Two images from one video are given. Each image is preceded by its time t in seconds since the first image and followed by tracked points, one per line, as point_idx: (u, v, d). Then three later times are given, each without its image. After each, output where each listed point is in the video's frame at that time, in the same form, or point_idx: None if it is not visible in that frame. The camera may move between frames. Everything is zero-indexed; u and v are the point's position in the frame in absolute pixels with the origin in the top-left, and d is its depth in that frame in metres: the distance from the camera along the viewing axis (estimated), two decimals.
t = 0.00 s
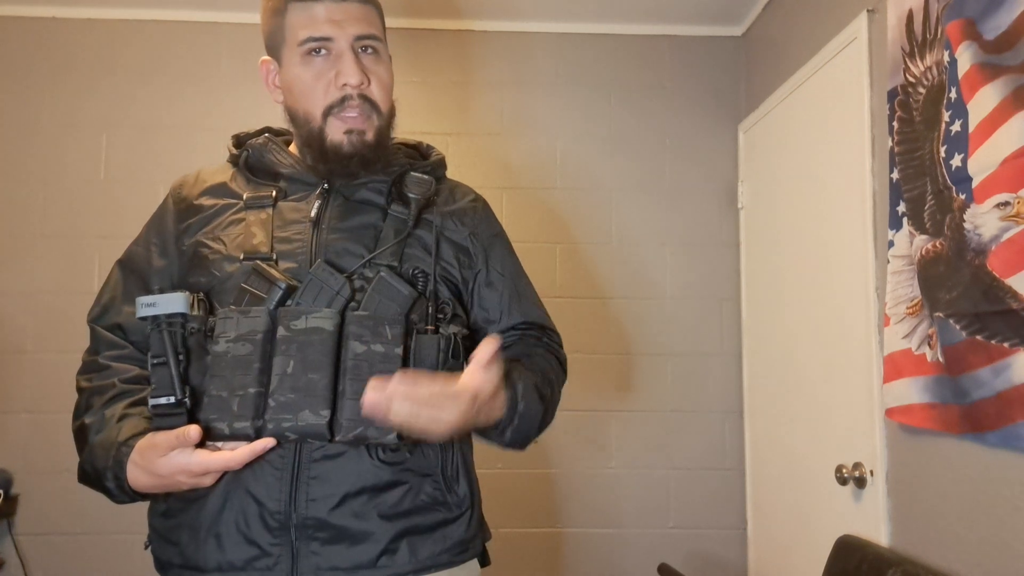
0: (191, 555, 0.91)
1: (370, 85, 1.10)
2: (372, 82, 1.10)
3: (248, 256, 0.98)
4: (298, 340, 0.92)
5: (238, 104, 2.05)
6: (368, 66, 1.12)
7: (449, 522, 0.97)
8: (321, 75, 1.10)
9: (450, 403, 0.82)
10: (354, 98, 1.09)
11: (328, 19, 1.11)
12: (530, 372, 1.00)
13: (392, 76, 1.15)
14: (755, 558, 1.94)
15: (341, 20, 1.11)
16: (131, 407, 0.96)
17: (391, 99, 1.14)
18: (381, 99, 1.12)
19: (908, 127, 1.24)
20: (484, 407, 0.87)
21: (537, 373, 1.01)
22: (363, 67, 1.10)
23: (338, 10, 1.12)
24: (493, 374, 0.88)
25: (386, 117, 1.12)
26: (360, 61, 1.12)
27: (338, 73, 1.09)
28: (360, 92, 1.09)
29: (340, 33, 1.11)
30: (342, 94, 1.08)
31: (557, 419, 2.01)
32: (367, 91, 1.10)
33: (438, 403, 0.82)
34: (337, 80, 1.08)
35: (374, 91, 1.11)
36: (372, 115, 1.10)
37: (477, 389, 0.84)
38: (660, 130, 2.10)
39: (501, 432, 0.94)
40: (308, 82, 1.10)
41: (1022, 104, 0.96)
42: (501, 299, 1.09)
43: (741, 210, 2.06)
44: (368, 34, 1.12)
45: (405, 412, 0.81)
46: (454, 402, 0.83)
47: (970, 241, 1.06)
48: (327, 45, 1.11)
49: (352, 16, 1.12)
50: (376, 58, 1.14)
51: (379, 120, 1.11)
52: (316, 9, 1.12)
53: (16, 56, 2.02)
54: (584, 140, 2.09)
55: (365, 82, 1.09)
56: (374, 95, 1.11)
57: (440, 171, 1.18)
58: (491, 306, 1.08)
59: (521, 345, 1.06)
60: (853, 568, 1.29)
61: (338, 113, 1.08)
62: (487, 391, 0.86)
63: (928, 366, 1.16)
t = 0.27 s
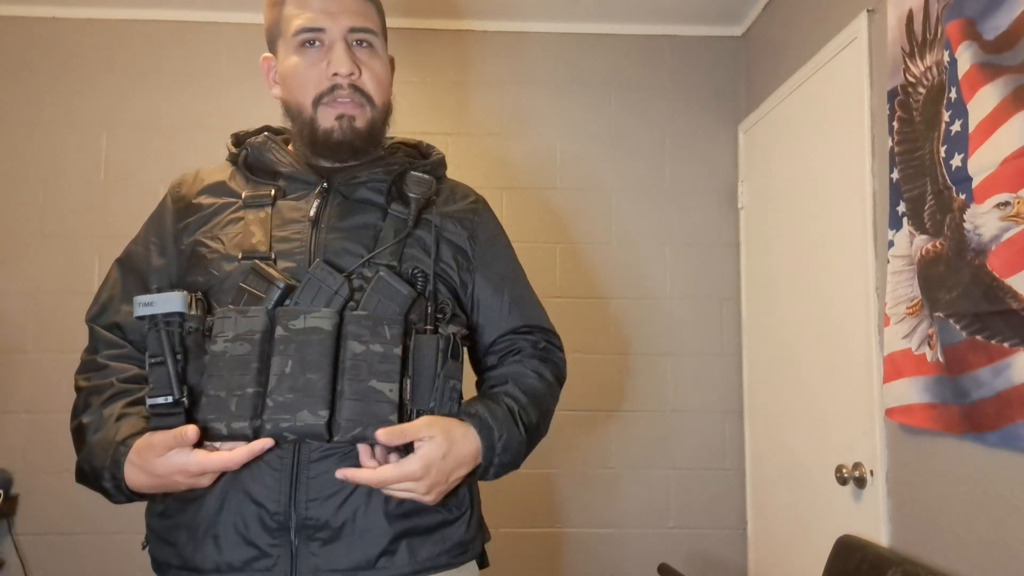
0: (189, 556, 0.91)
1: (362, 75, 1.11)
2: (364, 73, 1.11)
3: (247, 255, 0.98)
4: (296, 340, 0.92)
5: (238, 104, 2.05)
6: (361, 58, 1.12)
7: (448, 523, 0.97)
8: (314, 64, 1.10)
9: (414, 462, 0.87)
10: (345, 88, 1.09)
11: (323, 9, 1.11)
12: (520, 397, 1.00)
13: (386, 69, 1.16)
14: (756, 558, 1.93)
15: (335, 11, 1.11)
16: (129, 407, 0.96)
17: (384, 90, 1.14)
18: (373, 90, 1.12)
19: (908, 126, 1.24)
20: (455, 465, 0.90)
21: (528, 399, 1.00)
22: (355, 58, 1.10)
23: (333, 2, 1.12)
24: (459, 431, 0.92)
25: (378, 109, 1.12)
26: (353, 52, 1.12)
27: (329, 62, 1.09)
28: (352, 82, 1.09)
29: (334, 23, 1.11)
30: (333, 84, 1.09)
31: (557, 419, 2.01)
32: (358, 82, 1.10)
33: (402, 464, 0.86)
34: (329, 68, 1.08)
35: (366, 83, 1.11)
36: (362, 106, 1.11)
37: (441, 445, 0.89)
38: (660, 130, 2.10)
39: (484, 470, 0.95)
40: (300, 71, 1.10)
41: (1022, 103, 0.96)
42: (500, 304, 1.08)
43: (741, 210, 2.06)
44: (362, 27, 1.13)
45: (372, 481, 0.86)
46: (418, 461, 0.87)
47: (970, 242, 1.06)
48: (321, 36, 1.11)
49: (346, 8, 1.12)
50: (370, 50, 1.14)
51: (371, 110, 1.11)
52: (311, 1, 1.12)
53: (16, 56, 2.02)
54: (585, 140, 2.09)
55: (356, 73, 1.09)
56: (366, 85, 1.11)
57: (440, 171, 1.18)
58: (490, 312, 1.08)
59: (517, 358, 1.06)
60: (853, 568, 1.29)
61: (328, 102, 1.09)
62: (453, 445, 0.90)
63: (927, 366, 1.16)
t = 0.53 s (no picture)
0: (191, 555, 0.91)
1: (362, 75, 1.11)
2: (364, 73, 1.11)
3: (248, 255, 0.98)
4: (299, 339, 0.92)
5: (237, 104, 2.05)
6: (362, 58, 1.12)
7: (451, 523, 0.97)
8: (315, 63, 1.10)
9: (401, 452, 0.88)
10: (344, 87, 1.09)
11: (325, 9, 1.11)
12: (521, 400, 1.00)
13: (387, 70, 1.16)
14: (755, 558, 1.94)
15: (338, 10, 1.11)
16: (130, 405, 0.96)
17: (384, 91, 1.15)
18: (373, 90, 1.12)
19: (908, 127, 1.24)
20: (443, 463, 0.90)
21: (528, 401, 1.00)
22: (356, 58, 1.11)
23: (336, 1, 1.12)
24: (455, 429, 0.92)
25: (377, 109, 1.13)
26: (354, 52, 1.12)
27: (330, 61, 1.09)
28: (352, 81, 1.10)
29: (336, 23, 1.11)
30: (332, 83, 1.09)
31: (557, 419, 2.01)
32: (358, 82, 1.10)
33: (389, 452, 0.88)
34: (329, 67, 1.08)
35: (366, 83, 1.11)
36: (362, 106, 1.11)
37: (431, 440, 0.89)
38: (660, 130, 2.10)
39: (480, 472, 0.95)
40: (301, 70, 1.10)
41: (1022, 104, 0.96)
42: (501, 308, 1.08)
43: (741, 210, 2.06)
44: (364, 27, 1.13)
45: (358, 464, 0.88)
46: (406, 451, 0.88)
47: (970, 241, 1.06)
48: (322, 35, 1.11)
49: (349, 8, 1.12)
50: (371, 51, 1.14)
51: (370, 110, 1.11)
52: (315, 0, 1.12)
53: (16, 55, 2.02)
54: (584, 140, 2.09)
55: (356, 72, 1.09)
56: (366, 86, 1.11)
57: (440, 172, 1.18)
58: (491, 314, 1.08)
59: (517, 359, 1.06)
60: (853, 568, 1.29)
61: (328, 101, 1.09)
62: (444, 442, 0.90)
63: (928, 366, 1.16)
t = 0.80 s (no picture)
0: (190, 555, 0.91)
1: (362, 76, 1.11)
2: (365, 74, 1.11)
3: (248, 255, 0.98)
4: (298, 339, 0.92)
5: (238, 104, 2.05)
6: (362, 58, 1.12)
7: (450, 523, 0.97)
8: (315, 63, 1.10)
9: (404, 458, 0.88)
10: (344, 87, 1.09)
11: (325, 9, 1.11)
12: (520, 405, 1.00)
13: (388, 70, 1.16)
14: (756, 558, 1.94)
15: (338, 11, 1.11)
16: (130, 405, 0.96)
17: (385, 91, 1.14)
18: (373, 90, 1.12)
19: (908, 127, 1.24)
20: (443, 470, 0.90)
21: (527, 406, 1.01)
22: (356, 58, 1.10)
23: (336, 2, 1.12)
24: (458, 436, 0.92)
25: (378, 109, 1.13)
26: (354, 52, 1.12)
27: (330, 61, 1.09)
28: (352, 81, 1.10)
29: (336, 23, 1.11)
30: (333, 83, 1.09)
31: (557, 419, 2.01)
32: (358, 82, 1.10)
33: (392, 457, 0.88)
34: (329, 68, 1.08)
35: (366, 83, 1.11)
36: (362, 106, 1.11)
37: (434, 449, 0.89)
38: (660, 130, 2.10)
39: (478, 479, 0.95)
40: (301, 70, 1.10)
41: (1022, 104, 0.96)
42: (501, 309, 1.08)
43: (741, 210, 2.06)
44: (364, 27, 1.13)
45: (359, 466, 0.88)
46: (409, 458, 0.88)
47: (970, 241, 1.06)
48: (323, 35, 1.11)
49: (349, 8, 1.12)
50: (371, 51, 1.14)
51: (370, 111, 1.11)
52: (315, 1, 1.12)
53: (16, 56, 2.02)
54: (584, 140, 2.09)
55: (356, 72, 1.09)
56: (366, 86, 1.11)
57: (440, 172, 1.18)
58: (491, 315, 1.08)
59: (518, 362, 1.06)
60: (853, 568, 1.29)
61: (328, 102, 1.09)
62: (447, 451, 0.90)
63: (928, 366, 1.16)
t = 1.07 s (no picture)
0: (191, 555, 0.91)
1: (360, 76, 1.11)
2: (362, 74, 1.11)
3: (248, 256, 0.98)
4: (297, 340, 0.92)
5: (238, 104, 2.05)
6: (359, 59, 1.12)
7: (450, 524, 0.97)
8: (313, 64, 1.10)
9: (404, 463, 0.87)
10: (342, 88, 1.09)
11: (322, 10, 1.11)
12: (521, 405, 1.00)
13: (386, 71, 1.16)
14: (755, 558, 1.94)
15: (336, 11, 1.11)
16: (130, 406, 0.96)
17: (383, 92, 1.14)
18: (371, 91, 1.12)
19: (908, 127, 1.24)
20: (444, 473, 0.90)
21: (528, 407, 1.01)
22: (353, 59, 1.10)
23: (334, 2, 1.12)
24: (458, 439, 0.91)
25: (376, 110, 1.13)
26: (351, 53, 1.12)
27: (327, 63, 1.09)
28: (349, 82, 1.10)
29: (333, 24, 1.11)
30: (330, 84, 1.09)
31: (557, 419, 2.01)
32: (356, 83, 1.11)
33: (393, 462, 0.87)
34: (327, 69, 1.08)
35: (363, 84, 1.11)
36: (359, 107, 1.11)
37: (435, 452, 0.88)
38: (660, 130, 2.10)
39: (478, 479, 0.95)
40: (299, 71, 1.10)
41: (1022, 104, 0.96)
42: (501, 309, 1.08)
43: (741, 210, 2.06)
44: (361, 28, 1.12)
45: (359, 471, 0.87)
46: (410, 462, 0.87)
47: (970, 241, 1.06)
48: (320, 36, 1.11)
49: (346, 9, 1.12)
50: (369, 51, 1.14)
51: (368, 112, 1.11)
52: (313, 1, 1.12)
53: (16, 56, 2.02)
54: (584, 140, 2.09)
55: (353, 73, 1.09)
56: (364, 87, 1.11)
57: (440, 171, 1.18)
58: (491, 314, 1.08)
59: (518, 362, 1.06)
60: (853, 568, 1.29)
61: (326, 103, 1.10)
62: (448, 454, 0.90)
63: (928, 366, 1.16)
